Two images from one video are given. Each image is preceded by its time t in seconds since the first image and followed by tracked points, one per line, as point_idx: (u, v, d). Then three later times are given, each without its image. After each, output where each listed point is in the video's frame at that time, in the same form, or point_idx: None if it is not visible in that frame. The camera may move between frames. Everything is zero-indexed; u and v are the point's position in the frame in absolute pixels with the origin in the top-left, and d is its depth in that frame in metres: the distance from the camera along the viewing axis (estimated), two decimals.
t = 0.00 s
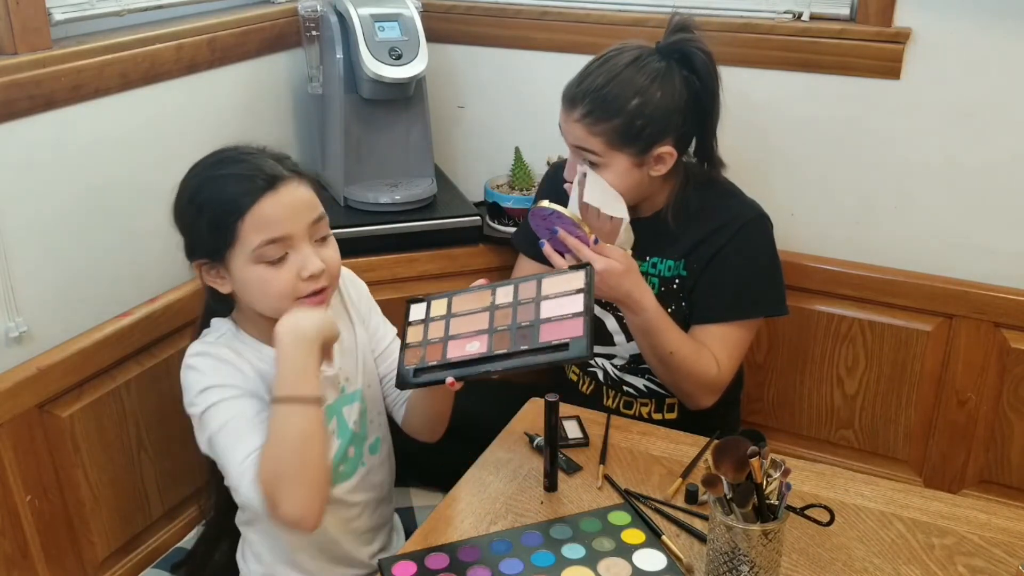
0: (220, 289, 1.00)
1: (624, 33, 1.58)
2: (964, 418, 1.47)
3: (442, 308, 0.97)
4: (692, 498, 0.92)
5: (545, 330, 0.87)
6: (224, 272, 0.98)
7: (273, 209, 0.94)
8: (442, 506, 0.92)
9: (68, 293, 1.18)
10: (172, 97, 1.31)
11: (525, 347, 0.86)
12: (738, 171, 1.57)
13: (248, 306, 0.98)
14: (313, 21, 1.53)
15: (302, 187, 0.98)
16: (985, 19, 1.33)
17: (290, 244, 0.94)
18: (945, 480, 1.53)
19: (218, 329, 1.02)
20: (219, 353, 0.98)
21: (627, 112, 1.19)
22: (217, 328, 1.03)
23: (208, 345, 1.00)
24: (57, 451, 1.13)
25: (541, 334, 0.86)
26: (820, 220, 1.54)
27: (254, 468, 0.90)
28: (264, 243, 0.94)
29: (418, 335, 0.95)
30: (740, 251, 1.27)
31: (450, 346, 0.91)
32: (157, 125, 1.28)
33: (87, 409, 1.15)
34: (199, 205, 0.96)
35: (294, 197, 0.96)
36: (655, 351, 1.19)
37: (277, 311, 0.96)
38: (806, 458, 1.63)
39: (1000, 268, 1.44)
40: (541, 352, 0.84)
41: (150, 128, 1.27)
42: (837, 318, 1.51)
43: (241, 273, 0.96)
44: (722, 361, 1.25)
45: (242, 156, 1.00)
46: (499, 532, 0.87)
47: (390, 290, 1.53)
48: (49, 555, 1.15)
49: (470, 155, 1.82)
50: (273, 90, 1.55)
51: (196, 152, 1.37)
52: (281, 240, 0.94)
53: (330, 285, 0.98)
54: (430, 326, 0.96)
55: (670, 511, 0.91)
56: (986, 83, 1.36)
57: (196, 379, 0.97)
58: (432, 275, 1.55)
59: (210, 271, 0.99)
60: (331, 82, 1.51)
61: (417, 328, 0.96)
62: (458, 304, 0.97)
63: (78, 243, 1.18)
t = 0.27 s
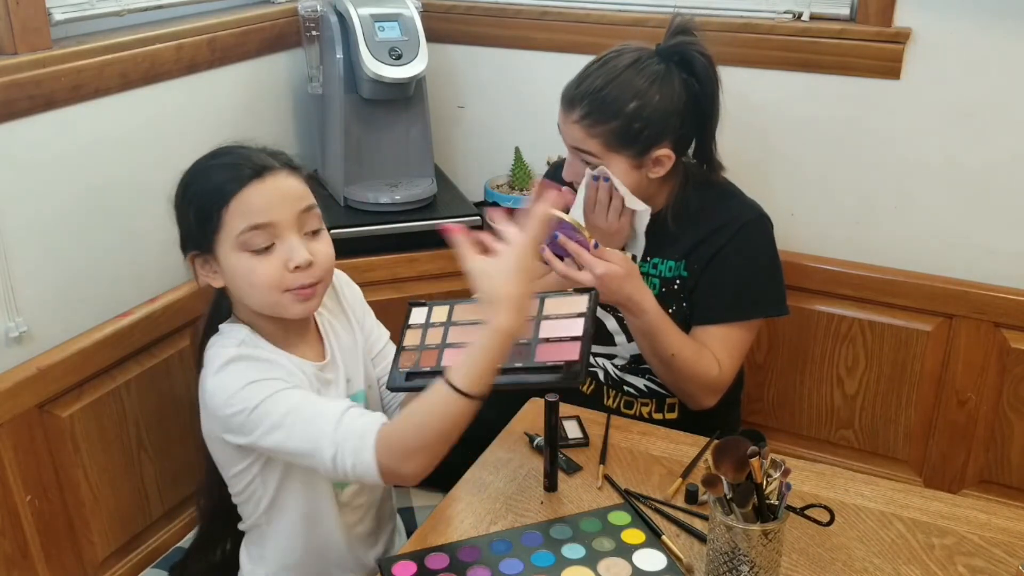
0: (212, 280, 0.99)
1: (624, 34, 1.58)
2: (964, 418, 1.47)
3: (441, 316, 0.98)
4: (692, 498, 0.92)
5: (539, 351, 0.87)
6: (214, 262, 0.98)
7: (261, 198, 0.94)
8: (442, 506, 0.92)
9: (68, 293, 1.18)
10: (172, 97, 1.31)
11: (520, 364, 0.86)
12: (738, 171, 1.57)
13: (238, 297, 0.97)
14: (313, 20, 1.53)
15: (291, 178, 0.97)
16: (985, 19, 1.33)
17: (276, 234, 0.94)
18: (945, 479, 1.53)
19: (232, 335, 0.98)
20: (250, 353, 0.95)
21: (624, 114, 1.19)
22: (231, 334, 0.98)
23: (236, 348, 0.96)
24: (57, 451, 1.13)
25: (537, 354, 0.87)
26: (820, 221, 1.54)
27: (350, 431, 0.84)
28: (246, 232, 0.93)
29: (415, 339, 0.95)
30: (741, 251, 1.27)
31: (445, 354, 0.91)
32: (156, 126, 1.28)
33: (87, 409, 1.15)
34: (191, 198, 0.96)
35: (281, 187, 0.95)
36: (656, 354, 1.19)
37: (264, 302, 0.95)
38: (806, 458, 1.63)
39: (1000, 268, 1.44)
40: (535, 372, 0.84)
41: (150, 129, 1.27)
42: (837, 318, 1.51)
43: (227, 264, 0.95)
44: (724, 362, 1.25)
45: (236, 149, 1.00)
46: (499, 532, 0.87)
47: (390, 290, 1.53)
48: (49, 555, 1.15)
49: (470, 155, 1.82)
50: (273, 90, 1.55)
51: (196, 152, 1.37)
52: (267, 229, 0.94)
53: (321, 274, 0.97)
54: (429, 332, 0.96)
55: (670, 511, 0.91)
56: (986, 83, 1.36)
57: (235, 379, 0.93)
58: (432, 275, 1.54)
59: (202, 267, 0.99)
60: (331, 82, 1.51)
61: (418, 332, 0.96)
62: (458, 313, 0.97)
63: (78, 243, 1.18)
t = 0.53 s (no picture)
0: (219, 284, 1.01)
1: (624, 34, 1.58)
2: (964, 418, 1.47)
3: (447, 310, 0.97)
4: (692, 498, 0.92)
5: (543, 340, 0.85)
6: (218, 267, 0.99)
7: (262, 217, 0.93)
8: (442, 505, 0.92)
9: (68, 293, 1.18)
10: (172, 97, 1.31)
11: (520, 355, 0.84)
12: (738, 171, 1.57)
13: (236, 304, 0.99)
14: (313, 20, 1.53)
15: (299, 195, 0.96)
16: (985, 19, 1.33)
17: (272, 253, 0.93)
18: (945, 479, 1.53)
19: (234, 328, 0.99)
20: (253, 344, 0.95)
21: (622, 120, 1.19)
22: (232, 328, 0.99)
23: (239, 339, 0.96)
24: (57, 451, 1.13)
25: (539, 344, 0.85)
26: (820, 221, 1.54)
27: (356, 426, 0.85)
28: (242, 246, 0.93)
29: (422, 332, 0.95)
30: (742, 252, 1.27)
31: (449, 347, 0.91)
32: (157, 126, 1.28)
33: (88, 409, 1.15)
34: (201, 199, 0.98)
35: (286, 204, 0.94)
36: (660, 357, 1.20)
37: (256, 317, 0.95)
38: (806, 458, 1.63)
39: (1000, 268, 1.44)
40: (536, 363, 0.83)
41: (150, 129, 1.27)
42: (837, 318, 1.51)
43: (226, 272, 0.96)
44: (727, 363, 1.26)
45: (252, 154, 1.00)
46: (499, 532, 0.87)
47: (390, 290, 1.53)
48: (49, 555, 1.15)
49: (470, 156, 1.82)
50: (273, 90, 1.55)
51: (196, 151, 1.37)
52: (262, 246, 0.93)
53: (313, 299, 0.95)
54: (434, 326, 0.96)
55: (670, 511, 0.91)
56: (986, 83, 1.36)
57: (237, 369, 0.93)
58: (432, 275, 1.54)
59: (210, 266, 1.01)
60: (331, 82, 1.51)
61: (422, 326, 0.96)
62: (463, 307, 0.96)
63: (78, 243, 1.18)
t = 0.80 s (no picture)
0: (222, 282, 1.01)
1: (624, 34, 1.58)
2: (964, 418, 1.47)
3: (449, 302, 0.98)
4: (692, 498, 0.92)
5: (546, 327, 0.87)
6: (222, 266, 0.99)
7: (271, 231, 0.92)
8: (441, 506, 0.92)
9: (68, 293, 1.18)
10: (172, 96, 1.31)
11: (525, 343, 0.86)
12: (738, 171, 1.57)
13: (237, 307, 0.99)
14: (313, 20, 1.53)
15: (310, 210, 0.94)
16: (984, 19, 1.33)
17: (276, 268, 0.93)
18: (945, 479, 1.53)
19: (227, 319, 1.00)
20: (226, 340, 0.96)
21: (650, 93, 1.19)
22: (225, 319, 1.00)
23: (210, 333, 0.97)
24: (57, 451, 1.13)
25: (544, 330, 0.86)
26: (820, 221, 1.54)
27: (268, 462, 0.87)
28: (247, 260, 0.92)
29: (424, 326, 0.95)
30: (741, 254, 1.28)
31: (453, 337, 0.91)
32: (156, 126, 1.28)
33: (88, 408, 1.15)
34: (211, 199, 0.96)
35: (296, 219, 0.93)
36: (662, 363, 1.19)
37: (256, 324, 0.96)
38: (806, 458, 1.63)
39: (1000, 268, 1.44)
40: (541, 349, 0.84)
41: (150, 129, 1.27)
42: (837, 318, 1.51)
43: (229, 279, 0.96)
44: (727, 365, 1.26)
45: (265, 160, 0.98)
46: (499, 532, 0.87)
47: (390, 290, 1.53)
48: (49, 555, 1.15)
49: (470, 156, 1.82)
50: (273, 90, 1.55)
51: (196, 151, 1.37)
52: (267, 260, 0.92)
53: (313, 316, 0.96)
54: (436, 319, 0.96)
55: (670, 511, 0.91)
56: (986, 83, 1.36)
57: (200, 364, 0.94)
58: (433, 275, 1.54)
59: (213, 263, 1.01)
60: (331, 82, 1.51)
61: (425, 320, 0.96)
62: (467, 299, 0.97)
63: (78, 243, 1.18)
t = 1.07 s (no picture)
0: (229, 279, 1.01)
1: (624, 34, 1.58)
2: (964, 418, 1.47)
3: (458, 329, 0.97)
4: (692, 498, 0.92)
5: (554, 364, 0.86)
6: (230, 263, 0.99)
7: (285, 228, 0.93)
8: (441, 506, 0.92)
9: (67, 293, 1.18)
10: (172, 96, 1.31)
11: (532, 380, 0.85)
12: (738, 171, 1.57)
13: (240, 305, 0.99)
14: (313, 20, 1.53)
15: (326, 212, 0.96)
16: (984, 20, 1.33)
17: (285, 264, 0.93)
18: (945, 479, 1.53)
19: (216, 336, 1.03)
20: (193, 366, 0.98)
21: (662, 91, 1.19)
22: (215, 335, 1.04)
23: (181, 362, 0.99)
24: (58, 451, 1.13)
25: (549, 368, 0.86)
26: (820, 221, 1.54)
27: (158, 530, 0.89)
28: (257, 252, 0.93)
29: (432, 351, 0.95)
30: (743, 254, 1.28)
31: (460, 367, 0.91)
32: (156, 126, 1.28)
33: (88, 408, 1.15)
34: (229, 189, 0.98)
35: (311, 220, 0.94)
36: (664, 359, 1.19)
37: (253, 320, 0.96)
38: (806, 458, 1.63)
39: (1000, 268, 1.44)
40: (548, 388, 0.84)
41: (150, 129, 1.27)
42: (837, 318, 1.51)
43: (235, 271, 0.96)
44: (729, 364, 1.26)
45: (289, 160, 1.01)
46: (499, 532, 0.87)
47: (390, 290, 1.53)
48: (49, 555, 1.15)
49: (470, 156, 1.82)
50: (273, 90, 1.55)
51: (195, 151, 1.37)
52: (276, 256, 0.93)
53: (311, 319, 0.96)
54: (445, 345, 0.96)
55: (670, 511, 0.91)
56: (986, 83, 1.36)
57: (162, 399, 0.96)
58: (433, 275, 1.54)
59: (222, 255, 1.02)
60: (331, 82, 1.51)
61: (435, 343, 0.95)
62: (475, 326, 0.97)
63: (78, 243, 1.18)
